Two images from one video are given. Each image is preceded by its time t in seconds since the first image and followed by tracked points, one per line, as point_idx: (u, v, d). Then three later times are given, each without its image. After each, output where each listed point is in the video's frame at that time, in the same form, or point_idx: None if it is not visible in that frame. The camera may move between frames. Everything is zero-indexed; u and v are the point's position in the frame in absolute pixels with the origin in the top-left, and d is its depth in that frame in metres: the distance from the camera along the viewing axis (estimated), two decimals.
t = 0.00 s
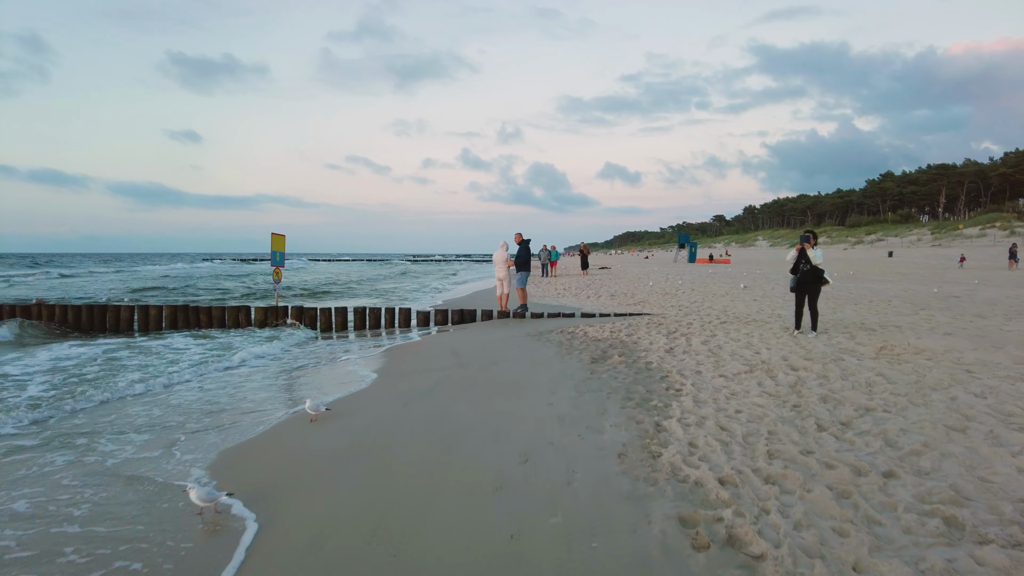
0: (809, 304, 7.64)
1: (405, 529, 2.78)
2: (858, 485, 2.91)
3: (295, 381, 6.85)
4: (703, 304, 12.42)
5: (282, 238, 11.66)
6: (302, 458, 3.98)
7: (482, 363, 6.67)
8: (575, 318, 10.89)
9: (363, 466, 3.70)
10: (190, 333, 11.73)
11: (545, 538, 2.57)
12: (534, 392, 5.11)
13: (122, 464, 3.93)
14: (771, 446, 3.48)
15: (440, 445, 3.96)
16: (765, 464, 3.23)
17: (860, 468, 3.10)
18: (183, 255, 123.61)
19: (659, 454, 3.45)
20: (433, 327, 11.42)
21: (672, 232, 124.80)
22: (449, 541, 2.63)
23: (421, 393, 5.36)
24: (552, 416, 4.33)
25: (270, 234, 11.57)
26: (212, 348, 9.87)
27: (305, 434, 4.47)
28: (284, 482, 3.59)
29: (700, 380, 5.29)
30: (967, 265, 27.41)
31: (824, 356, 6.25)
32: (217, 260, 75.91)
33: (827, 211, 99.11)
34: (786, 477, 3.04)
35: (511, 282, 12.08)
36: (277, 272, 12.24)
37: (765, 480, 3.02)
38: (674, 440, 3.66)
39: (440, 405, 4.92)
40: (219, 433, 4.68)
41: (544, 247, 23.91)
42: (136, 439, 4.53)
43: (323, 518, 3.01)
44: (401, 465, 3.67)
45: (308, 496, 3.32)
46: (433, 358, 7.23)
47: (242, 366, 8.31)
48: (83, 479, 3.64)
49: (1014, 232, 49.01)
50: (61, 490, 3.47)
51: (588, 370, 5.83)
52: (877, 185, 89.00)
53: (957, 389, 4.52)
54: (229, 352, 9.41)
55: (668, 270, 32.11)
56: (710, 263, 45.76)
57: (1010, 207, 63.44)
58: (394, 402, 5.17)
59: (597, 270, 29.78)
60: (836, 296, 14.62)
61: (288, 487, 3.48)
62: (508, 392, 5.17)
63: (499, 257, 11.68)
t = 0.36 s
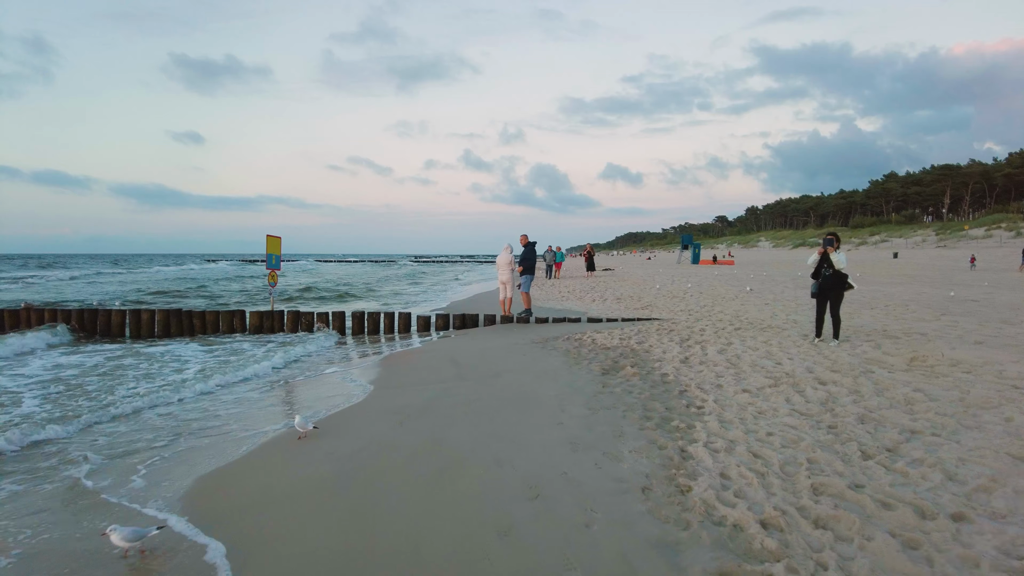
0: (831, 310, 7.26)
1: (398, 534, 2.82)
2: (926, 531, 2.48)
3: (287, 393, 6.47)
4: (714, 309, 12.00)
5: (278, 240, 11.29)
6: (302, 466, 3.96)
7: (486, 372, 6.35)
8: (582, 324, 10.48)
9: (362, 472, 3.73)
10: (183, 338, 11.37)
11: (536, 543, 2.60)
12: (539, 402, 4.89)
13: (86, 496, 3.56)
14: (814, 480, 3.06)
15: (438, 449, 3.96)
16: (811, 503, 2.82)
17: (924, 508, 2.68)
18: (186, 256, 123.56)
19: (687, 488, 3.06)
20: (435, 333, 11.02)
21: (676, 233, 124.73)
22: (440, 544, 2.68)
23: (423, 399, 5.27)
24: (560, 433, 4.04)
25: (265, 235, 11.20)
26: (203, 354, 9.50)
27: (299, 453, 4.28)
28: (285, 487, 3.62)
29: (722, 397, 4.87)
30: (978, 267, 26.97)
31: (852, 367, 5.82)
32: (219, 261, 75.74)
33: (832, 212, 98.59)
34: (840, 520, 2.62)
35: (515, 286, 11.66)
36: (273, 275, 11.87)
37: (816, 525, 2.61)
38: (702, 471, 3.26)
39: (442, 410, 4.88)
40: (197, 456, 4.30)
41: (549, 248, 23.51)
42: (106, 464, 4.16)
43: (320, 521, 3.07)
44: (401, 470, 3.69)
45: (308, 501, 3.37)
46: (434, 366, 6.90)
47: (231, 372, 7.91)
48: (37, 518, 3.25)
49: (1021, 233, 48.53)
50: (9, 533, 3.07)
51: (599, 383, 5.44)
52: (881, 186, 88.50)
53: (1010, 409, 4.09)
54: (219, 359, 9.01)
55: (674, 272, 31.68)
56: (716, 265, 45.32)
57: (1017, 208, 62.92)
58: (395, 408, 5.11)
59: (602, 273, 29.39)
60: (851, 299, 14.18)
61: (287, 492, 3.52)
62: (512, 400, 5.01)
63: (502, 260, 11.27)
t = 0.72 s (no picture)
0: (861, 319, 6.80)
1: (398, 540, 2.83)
2: None
3: (281, 404, 6.06)
4: (728, 314, 11.54)
5: (275, 240, 10.97)
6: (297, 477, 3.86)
7: (491, 381, 6.07)
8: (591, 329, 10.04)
9: (366, 474, 3.74)
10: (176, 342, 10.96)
11: (538, 543, 2.67)
12: (548, 415, 4.66)
13: (44, 530, 3.15)
14: (882, 524, 2.61)
15: (438, 456, 3.91)
16: (885, 556, 2.38)
17: None
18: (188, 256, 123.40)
19: (735, 534, 2.63)
20: (437, 338, 10.60)
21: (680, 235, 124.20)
22: (442, 546, 2.74)
23: (424, 408, 5.14)
24: (579, 456, 3.73)
25: (262, 235, 10.80)
26: (196, 359, 9.09)
27: (293, 469, 4.03)
28: (281, 496, 3.56)
29: (754, 417, 4.44)
30: (991, 271, 26.44)
31: (890, 381, 5.37)
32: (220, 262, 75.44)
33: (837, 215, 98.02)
34: None
35: (520, 290, 11.20)
36: (270, 277, 11.46)
37: None
38: (750, 513, 2.82)
39: (442, 417, 4.77)
40: (177, 480, 3.89)
41: (555, 250, 23.07)
42: (74, 491, 3.75)
43: (324, 522, 3.12)
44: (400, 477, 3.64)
45: (305, 508, 3.33)
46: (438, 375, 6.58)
47: (222, 379, 7.49)
48: None
49: None
50: None
51: (618, 399, 5.03)
52: (887, 189, 87.95)
53: None
54: (211, 364, 8.59)
55: (681, 275, 31.24)
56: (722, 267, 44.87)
57: None
58: (395, 417, 4.99)
59: (607, 275, 28.95)
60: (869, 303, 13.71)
61: (282, 501, 3.47)
62: (518, 411, 4.83)
63: (507, 263, 10.81)
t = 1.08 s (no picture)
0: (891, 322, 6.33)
1: (392, 557, 2.58)
2: None
3: (271, 411, 5.64)
4: (741, 316, 11.09)
5: (271, 239, 10.69)
6: (283, 491, 3.54)
7: (493, 386, 5.71)
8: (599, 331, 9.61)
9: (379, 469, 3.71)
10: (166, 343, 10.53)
11: (539, 542, 2.62)
12: (556, 426, 4.29)
13: None
14: (974, 571, 2.18)
15: (435, 466, 3.64)
16: None
17: None
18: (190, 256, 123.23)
19: None
20: (439, 340, 10.17)
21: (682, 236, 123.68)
22: (443, 541, 2.71)
23: (420, 415, 4.85)
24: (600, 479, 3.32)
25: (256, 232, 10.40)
26: (186, 359, 8.69)
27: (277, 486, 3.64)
28: (263, 510, 3.28)
29: (791, 432, 4.00)
30: (1003, 271, 25.93)
31: (931, 388, 4.93)
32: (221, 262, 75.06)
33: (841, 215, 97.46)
34: None
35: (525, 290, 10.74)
36: (265, 277, 11.04)
37: None
38: (809, 553, 2.39)
39: (439, 425, 4.48)
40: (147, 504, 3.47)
41: (559, 249, 22.62)
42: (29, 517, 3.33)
43: (335, 513, 3.13)
44: (392, 489, 3.38)
45: (292, 523, 3.07)
46: (436, 380, 6.19)
47: (210, 380, 7.07)
48: None
49: None
50: None
51: (636, 410, 4.59)
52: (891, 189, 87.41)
53: None
54: (200, 364, 8.16)
55: (686, 275, 30.78)
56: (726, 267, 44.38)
57: None
58: (390, 424, 4.71)
59: (612, 275, 28.49)
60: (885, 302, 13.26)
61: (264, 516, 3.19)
62: (521, 418, 4.50)
63: (510, 262, 10.34)
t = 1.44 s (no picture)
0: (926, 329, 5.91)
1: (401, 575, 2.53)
2: None
3: (262, 424, 5.26)
4: (756, 321, 10.65)
5: (267, 239, 10.31)
6: (277, 522, 3.21)
7: (502, 399, 5.36)
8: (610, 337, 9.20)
9: (399, 475, 3.78)
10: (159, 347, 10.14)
11: (544, 555, 2.61)
12: (573, 450, 3.94)
13: None
14: None
15: (450, 491, 3.45)
16: None
17: None
18: (191, 257, 122.99)
19: None
20: (441, 345, 9.76)
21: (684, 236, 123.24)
22: (449, 545, 2.79)
23: (425, 434, 4.53)
24: (625, 516, 2.98)
25: (252, 233, 10.03)
26: (178, 365, 8.31)
27: (270, 517, 3.30)
28: (256, 546, 2.96)
29: (837, 456, 3.60)
30: (1016, 273, 25.49)
31: (982, 404, 4.52)
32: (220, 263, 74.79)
33: (844, 215, 96.90)
34: None
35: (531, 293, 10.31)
36: (262, 280, 10.66)
37: None
38: None
39: (447, 447, 4.16)
40: (119, 542, 3.10)
41: (565, 250, 22.23)
42: None
43: (353, 513, 3.26)
44: (399, 524, 3.07)
45: (312, 519, 3.22)
46: (441, 392, 5.83)
47: (202, 391, 6.67)
48: None
49: None
50: None
51: (659, 431, 4.21)
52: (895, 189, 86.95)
53: None
54: (192, 372, 7.75)
55: (692, 277, 30.30)
56: (732, 269, 43.87)
57: None
58: (393, 446, 4.38)
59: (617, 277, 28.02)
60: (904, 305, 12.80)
61: (258, 552, 2.87)
62: (535, 440, 4.17)
63: (516, 264, 9.92)
